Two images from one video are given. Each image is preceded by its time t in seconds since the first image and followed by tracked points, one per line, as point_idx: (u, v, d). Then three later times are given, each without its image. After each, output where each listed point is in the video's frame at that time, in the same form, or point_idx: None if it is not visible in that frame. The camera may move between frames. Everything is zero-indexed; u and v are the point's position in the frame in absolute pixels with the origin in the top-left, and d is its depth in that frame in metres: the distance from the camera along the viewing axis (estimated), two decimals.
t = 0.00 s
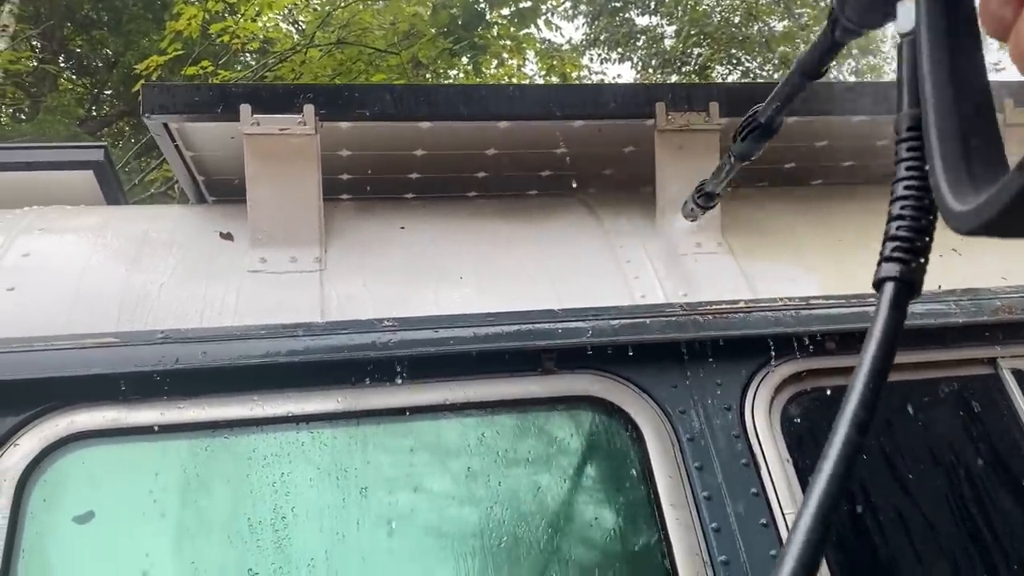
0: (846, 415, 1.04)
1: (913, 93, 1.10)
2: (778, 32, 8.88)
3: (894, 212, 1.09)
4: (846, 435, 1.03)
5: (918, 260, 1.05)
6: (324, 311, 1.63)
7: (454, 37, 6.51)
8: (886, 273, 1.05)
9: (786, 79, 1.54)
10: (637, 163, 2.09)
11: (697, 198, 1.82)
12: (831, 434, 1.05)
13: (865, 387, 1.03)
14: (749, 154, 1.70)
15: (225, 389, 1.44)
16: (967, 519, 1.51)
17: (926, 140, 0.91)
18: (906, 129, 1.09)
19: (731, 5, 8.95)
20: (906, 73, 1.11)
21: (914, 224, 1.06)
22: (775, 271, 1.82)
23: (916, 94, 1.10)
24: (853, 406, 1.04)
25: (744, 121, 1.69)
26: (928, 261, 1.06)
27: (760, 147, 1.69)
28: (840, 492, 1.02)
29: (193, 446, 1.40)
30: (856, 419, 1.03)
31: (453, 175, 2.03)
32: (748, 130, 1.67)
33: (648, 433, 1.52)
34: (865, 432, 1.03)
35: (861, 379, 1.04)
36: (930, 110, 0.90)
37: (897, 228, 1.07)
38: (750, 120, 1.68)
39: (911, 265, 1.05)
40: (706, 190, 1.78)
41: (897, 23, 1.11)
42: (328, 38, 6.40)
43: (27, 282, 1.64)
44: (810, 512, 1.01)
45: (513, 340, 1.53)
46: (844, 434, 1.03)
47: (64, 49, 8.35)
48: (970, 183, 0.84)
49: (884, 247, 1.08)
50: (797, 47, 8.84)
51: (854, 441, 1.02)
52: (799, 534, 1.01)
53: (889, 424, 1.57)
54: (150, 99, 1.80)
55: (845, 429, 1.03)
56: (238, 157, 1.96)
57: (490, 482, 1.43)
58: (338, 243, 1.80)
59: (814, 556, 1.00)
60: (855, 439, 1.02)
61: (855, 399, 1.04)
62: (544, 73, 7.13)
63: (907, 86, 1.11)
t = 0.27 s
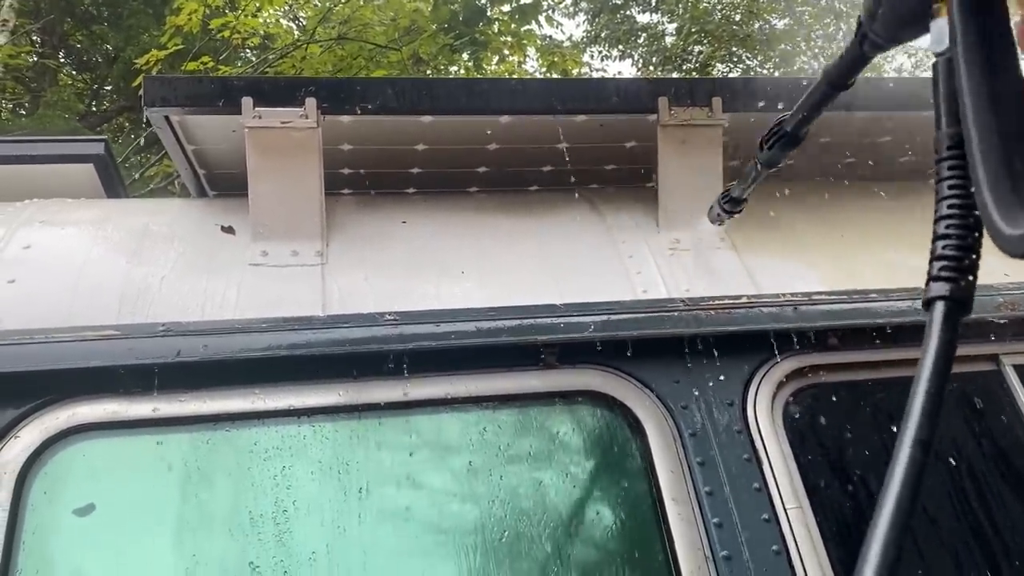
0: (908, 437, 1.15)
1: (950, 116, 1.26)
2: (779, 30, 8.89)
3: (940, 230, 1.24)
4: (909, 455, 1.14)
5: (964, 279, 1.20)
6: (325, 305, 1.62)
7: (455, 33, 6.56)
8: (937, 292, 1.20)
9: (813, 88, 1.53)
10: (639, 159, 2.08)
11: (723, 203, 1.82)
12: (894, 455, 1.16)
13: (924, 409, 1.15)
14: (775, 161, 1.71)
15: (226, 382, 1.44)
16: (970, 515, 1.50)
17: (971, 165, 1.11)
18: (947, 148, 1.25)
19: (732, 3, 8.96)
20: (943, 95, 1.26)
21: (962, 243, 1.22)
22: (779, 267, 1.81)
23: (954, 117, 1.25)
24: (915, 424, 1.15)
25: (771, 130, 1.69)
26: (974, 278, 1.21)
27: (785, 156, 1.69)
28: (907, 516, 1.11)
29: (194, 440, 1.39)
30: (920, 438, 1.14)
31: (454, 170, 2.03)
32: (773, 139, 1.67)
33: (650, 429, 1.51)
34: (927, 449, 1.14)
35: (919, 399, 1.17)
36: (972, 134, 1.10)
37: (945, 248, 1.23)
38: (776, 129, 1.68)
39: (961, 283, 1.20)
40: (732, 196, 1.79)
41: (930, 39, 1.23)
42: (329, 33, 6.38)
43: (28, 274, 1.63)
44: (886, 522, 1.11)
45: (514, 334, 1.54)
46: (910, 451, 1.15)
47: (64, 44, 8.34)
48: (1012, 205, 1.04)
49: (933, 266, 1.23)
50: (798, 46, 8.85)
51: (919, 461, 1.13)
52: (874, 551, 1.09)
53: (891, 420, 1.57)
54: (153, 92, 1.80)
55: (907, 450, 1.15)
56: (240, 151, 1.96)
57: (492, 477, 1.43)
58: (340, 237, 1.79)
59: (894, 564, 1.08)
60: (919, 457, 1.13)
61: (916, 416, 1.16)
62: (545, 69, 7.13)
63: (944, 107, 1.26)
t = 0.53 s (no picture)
0: (856, 438, 1.06)
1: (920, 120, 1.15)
2: (775, 30, 8.92)
3: (900, 235, 1.13)
4: (853, 459, 1.06)
5: (924, 283, 1.10)
6: (319, 304, 1.62)
7: (451, 31, 6.45)
8: (893, 297, 1.10)
9: (779, 92, 1.46)
10: (634, 158, 2.09)
11: (671, 207, 1.81)
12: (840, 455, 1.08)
13: (876, 407, 1.06)
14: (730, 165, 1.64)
15: (220, 380, 1.44)
16: (959, 516, 1.51)
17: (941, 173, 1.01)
18: (915, 154, 1.14)
19: (728, 3, 8.97)
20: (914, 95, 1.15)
21: (919, 248, 1.11)
22: (772, 267, 1.82)
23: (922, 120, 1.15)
24: (863, 428, 1.06)
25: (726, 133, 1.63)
26: (931, 284, 1.11)
27: (740, 162, 1.63)
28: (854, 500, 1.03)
29: (187, 437, 1.39)
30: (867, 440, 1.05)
31: (449, 169, 2.04)
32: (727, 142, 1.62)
33: (642, 428, 1.52)
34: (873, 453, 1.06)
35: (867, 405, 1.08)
36: (941, 140, 1.01)
37: (904, 252, 1.12)
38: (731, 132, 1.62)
39: (918, 288, 1.09)
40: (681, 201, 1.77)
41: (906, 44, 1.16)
42: (325, 31, 6.37)
43: (22, 271, 1.63)
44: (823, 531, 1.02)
45: (508, 333, 1.54)
46: (855, 455, 1.06)
47: (59, 39, 8.29)
48: (983, 212, 0.95)
49: (892, 271, 1.12)
50: (793, 46, 8.87)
51: (863, 463, 1.05)
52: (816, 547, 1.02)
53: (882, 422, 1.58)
54: (147, 90, 1.79)
55: (852, 453, 1.06)
56: (234, 148, 1.96)
57: (484, 476, 1.43)
58: (334, 235, 1.79)
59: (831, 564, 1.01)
60: (864, 462, 1.04)
61: (863, 423, 1.07)
62: (541, 68, 7.13)
63: (913, 111, 1.16)
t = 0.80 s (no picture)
0: (965, 456, 1.06)
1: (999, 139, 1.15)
2: (767, 32, 8.95)
3: (991, 256, 1.17)
4: (965, 479, 1.05)
5: (1016, 302, 1.14)
6: (311, 300, 1.62)
7: (445, 30, 6.41)
8: (988, 317, 1.13)
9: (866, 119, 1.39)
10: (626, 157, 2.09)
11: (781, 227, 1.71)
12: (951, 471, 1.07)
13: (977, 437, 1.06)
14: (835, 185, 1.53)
15: (210, 375, 1.43)
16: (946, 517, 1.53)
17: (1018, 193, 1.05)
18: (996, 175, 1.16)
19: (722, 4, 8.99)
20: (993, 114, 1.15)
21: (1011, 268, 1.15)
22: (762, 267, 1.83)
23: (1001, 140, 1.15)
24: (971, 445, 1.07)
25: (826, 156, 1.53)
26: None
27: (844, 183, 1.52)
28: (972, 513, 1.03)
29: (177, 433, 1.39)
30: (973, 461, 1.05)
31: (442, 166, 2.04)
32: (829, 164, 1.51)
33: (633, 427, 1.52)
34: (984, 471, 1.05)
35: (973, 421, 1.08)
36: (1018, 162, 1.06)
37: (994, 272, 1.16)
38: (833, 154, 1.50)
39: (1012, 307, 1.13)
40: (792, 221, 1.67)
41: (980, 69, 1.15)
42: (318, 28, 6.36)
43: (11, 264, 1.63)
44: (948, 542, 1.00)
45: (499, 331, 1.54)
46: (964, 483, 1.04)
47: (49, 32, 8.22)
48: None
49: (983, 291, 1.16)
50: (785, 48, 8.92)
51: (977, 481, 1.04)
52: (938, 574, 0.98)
53: (869, 423, 1.60)
54: (138, 84, 1.80)
55: (962, 472, 1.05)
56: (226, 143, 1.95)
57: (474, 474, 1.44)
58: (327, 231, 1.79)
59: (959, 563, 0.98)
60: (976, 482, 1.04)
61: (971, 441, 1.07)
62: (534, 67, 7.13)
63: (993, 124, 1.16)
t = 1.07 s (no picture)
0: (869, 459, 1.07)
1: (934, 139, 1.15)
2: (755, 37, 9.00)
3: (912, 258, 1.14)
4: (866, 480, 1.06)
5: (932, 306, 1.11)
6: (292, 301, 1.62)
7: (433, 29, 6.47)
8: (902, 317, 1.11)
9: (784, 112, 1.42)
10: (610, 162, 2.10)
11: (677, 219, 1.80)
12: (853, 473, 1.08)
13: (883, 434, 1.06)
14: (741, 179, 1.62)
15: (191, 376, 1.43)
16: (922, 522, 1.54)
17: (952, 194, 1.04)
18: (928, 175, 1.15)
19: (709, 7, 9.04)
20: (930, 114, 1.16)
21: (930, 270, 1.12)
22: (743, 272, 1.84)
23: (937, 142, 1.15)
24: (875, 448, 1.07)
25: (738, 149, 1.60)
26: (943, 305, 1.12)
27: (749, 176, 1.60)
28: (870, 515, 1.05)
29: (156, 434, 1.38)
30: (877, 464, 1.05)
31: (427, 168, 2.04)
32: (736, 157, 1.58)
33: (613, 431, 1.53)
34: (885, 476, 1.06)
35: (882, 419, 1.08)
36: (955, 164, 1.04)
37: (914, 272, 1.13)
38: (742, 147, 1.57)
39: (928, 309, 1.11)
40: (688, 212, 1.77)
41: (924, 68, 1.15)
42: (305, 26, 6.29)
43: None
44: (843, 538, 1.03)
45: (482, 334, 1.54)
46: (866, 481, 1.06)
47: (34, 26, 8.14)
48: (996, 238, 0.97)
49: (901, 292, 1.13)
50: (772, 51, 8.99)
51: (876, 484, 1.05)
52: None
53: (848, 428, 1.60)
54: (121, 82, 1.77)
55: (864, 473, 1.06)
56: (210, 143, 1.95)
57: (454, 476, 1.44)
58: (310, 232, 1.79)
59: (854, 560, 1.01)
60: (874, 485, 1.05)
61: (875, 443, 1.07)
62: (522, 68, 7.14)
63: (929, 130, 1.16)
